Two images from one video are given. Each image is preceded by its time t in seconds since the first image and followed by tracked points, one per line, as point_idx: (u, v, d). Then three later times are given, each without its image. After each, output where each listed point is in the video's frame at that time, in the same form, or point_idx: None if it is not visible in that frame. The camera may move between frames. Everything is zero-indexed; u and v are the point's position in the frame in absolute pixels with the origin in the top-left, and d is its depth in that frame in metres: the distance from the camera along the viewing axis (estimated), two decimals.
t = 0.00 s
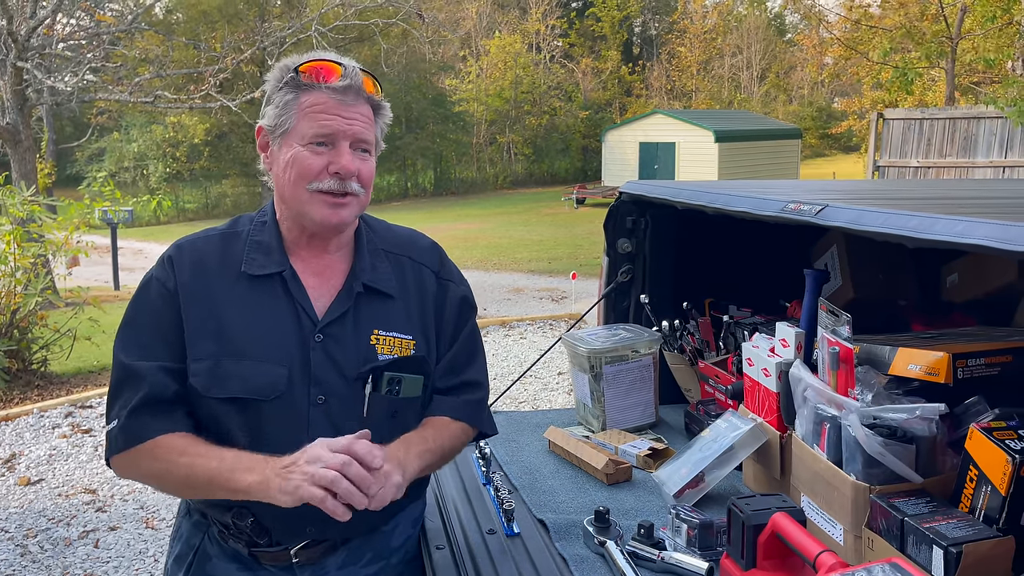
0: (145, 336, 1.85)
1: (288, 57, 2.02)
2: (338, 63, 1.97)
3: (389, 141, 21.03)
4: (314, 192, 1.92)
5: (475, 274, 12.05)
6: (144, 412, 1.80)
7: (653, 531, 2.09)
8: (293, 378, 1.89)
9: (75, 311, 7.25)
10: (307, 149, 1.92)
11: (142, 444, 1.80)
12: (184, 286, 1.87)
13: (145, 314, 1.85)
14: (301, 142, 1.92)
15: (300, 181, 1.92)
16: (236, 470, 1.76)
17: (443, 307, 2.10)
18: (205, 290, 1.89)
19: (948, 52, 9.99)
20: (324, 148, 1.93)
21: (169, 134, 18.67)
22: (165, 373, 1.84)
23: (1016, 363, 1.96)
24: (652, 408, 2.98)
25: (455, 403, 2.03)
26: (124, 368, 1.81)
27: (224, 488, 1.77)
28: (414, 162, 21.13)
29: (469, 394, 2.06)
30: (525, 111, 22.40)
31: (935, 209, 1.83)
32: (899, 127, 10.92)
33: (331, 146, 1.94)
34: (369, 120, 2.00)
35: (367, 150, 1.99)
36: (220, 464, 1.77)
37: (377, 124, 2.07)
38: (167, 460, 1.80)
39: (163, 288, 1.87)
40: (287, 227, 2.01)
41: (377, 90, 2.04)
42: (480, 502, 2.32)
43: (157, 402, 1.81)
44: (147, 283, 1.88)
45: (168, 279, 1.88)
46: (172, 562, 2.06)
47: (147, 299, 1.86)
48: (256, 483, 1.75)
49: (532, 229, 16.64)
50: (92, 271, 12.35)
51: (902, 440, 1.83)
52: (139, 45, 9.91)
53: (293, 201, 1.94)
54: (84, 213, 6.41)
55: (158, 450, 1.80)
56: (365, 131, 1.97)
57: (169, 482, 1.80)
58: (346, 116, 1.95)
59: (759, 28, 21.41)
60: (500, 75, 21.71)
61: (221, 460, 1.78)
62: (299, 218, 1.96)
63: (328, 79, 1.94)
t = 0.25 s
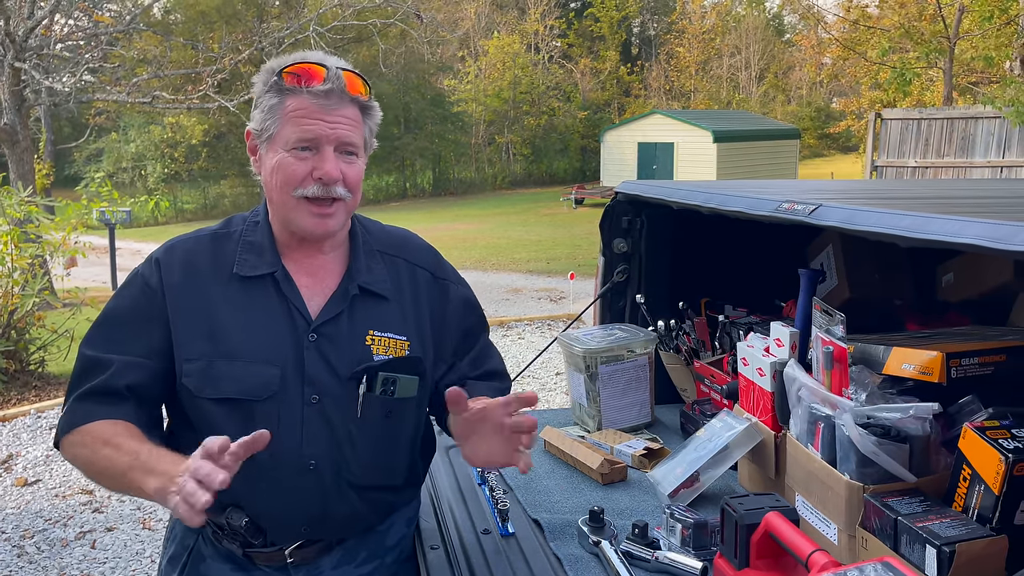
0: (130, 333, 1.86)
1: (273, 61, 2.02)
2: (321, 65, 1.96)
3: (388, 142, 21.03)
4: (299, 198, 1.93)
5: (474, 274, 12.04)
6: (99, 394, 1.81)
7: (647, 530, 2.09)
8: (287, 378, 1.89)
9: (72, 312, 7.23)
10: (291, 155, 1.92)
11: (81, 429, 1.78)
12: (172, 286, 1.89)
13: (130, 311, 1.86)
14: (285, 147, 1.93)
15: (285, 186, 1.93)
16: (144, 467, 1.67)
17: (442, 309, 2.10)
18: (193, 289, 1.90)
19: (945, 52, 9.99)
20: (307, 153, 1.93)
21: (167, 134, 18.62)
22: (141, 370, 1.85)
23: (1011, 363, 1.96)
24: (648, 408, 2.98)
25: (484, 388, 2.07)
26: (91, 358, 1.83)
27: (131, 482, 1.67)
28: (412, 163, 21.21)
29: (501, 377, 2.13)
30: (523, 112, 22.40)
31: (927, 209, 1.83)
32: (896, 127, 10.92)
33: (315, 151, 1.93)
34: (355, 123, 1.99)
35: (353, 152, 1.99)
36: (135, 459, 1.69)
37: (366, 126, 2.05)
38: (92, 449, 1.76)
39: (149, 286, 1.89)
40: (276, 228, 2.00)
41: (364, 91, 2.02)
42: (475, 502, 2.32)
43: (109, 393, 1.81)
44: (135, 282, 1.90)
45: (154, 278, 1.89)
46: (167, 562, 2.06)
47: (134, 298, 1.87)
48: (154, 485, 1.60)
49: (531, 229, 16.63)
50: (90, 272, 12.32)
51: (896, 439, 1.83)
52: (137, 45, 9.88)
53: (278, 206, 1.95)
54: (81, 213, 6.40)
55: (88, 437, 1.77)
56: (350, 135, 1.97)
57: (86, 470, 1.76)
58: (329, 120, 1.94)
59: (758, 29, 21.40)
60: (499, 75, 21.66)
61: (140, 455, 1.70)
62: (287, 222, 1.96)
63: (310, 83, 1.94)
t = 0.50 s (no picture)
0: (125, 336, 1.87)
1: (256, 61, 2.02)
2: (296, 64, 1.94)
3: (386, 141, 20.99)
4: (282, 197, 1.94)
5: (473, 274, 12.04)
6: (93, 395, 1.82)
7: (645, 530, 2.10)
8: (284, 378, 1.89)
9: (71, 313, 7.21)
10: (271, 156, 1.94)
11: (62, 433, 1.77)
12: (168, 287, 1.89)
13: (126, 313, 1.87)
14: (265, 149, 1.95)
15: (268, 187, 1.95)
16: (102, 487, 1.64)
17: (442, 308, 2.10)
18: (189, 290, 1.90)
19: (944, 52, 10.00)
20: (286, 153, 1.94)
21: (165, 134, 18.60)
22: (134, 372, 1.85)
23: (1008, 362, 1.96)
24: (646, 408, 2.97)
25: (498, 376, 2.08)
26: (86, 359, 1.84)
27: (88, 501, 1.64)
28: (411, 163, 21.14)
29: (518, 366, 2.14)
30: (522, 112, 22.41)
31: (924, 208, 1.83)
32: (895, 127, 10.93)
33: (293, 150, 1.94)
34: (336, 120, 1.98)
35: (335, 149, 1.98)
36: (91, 479, 1.67)
37: (352, 121, 2.04)
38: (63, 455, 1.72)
39: (145, 287, 1.90)
40: (269, 228, 2.02)
41: (346, 87, 2.00)
42: (473, 502, 2.32)
43: (101, 393, 1.82)
44: (132, 284, 1.91)
45: (150, 280, 1.90)
46: (165, 563, 2.06)
47: (130, 300, 1.88)
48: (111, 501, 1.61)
49: (530, 229, 16.63)
50: (88, 272, 12.29)
51: (893, 439, 1.83)
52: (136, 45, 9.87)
53: (265, 206, 1.97)
54: (80, 214, 6.40)
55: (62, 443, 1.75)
56: (330, 132, 1.96)
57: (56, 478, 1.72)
58: (305, 118, 1.94)
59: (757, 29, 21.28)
60: (498, 75, 21.75)
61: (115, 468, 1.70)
62: (276, 223, 1.98)
63: (285, 82, 1.93)
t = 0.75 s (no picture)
0: (126, 337, 1.87)
1: (252, 59, 2.03)
2: (292, 57, 1.95)
3: (385, 141, 20.94)
4: (282, 192, 1.93)
5: (473, 273, 12.03)
6: (96, 397, 1.82)
7: (646, 529, 2.10)
8: (283, 378, 1.88)
9: (70, 312, 7.21)
10: (268, 150, 1.94)
11: (67, 435, 1.77)
12: (168, 287, 1.89)
13: (125, 314, 1.87)
14: (262, 143, 1.94)
15: (266, 182, 1.94)
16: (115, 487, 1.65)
17: (440, 308, 2.10)
18: (189, 289, 1.90)
19: (943, 51, 9.99)
20: (283, 146, 1.94)
21: (164, 134, 18.58)
22: (135, 373, 1.85)
23: (1010, 360, 1.96)
24: (646, 406, 2.97)
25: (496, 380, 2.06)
26: (87, 361, 1.84)
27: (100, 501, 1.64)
28: (410, 162, 21.13)
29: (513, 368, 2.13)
30: (522, 111, 22.42)
31: (926, 206, 1.83)
32: (894, 125, 10.94)
33: (290, 143, 1.94)
34: (333, 113, 1.98)
35: (332, 143, 1.98)
36: (101, 480, 1.67)
37: (349, 116, 2.05)
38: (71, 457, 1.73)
39: (145, 288, 1.89)
40: (268, 227, 2.01)
41: (342, 82, 2.01)
42: (473, 500, 2.33)
43: (104, 396, 1.82)
44: (131, 284, 1.90)
45: (150, 280, 1.90)
46: (164, 562, 2.06)
47: (129, 301, 1.88)
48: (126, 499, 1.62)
49: (529, 228, 16.63)
50: (87, 272, 12.29)
51: (894, 437, 1.84)
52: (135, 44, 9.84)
53: (264, 202, 1.96)
54: (79, 213, 6.39)
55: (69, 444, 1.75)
56: (327, 124, 1.96)
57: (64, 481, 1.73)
58: (301, 112, 1.94)
59: (755, 28, 21.22)
60: (497, 74, 21.75)
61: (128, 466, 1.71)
62: (275, 219, 1.98)
63: (280, 76, 1.93)
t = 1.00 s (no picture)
0: (126, 336, 1.86)
1: (250, 59, 2.03)
2: (292, 56, 1.94)
3: (385, 140, 20.93)
4: (282, 190, 1.93)
5: (472, 272, 12.04)
6: (97, 397, 1.81)
7: (647, 527, 2.09)
8: (284, 377, 1.88)
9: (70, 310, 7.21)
10: (269, 148, 1.93)
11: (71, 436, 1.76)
12: (168, 286, 1.88)
13: (124, 313, 1.87)
14: (263, 142, 1.94)
15: (267, 181, 1.93)
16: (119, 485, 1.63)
17: (440, 307, 2.09)
18: (190, 288, 1.90)
19: (942, 50, 9.98)
20: (285, 145, 1.93)
21: (163, 133, 18.56)
22: (135, 373, 1.84)
23: (1011, 358, 1.96)
24: (647, 404, 2.97)
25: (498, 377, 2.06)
26: (88, 361, 1.83)
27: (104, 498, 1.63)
28: (410, 161, 21.14)
29: (512, 367, 2.11)
30: (521, 109, 22.42)
31: (929, 203, 1.82)
32: (893, 124, 10.94)
33: (291, 142, 1.93)
34: (333, 112, 1.98)
35: (332, 141, 1.98)
36: (104, 479, 1.66)
37: (349, 115, 2.04)
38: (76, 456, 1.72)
39: (145, 287, 1.89)
40: (268, 225, 2.01)
41: (342, 80, 2.01)
42: (474, 498, 2.33)
43: (106, 396, 1.81)
44: (131, 284, 1.90)
45: (150, 280, 1.90)
46: (166, 561, 2.06)
47: (129, 301, 1.88)
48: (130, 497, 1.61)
49: (529, 227, 16.63)
50: (86, 271, 12.29)
51: (895, 435, 1.84)
52: (135, 43, 9.83)
53: (264, 201, 1.96)
54: (79, 212, 6.38)
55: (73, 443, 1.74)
56: (327, 123, 1.96)
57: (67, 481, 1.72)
58: (302, 111, 1.93)
59: (755, 26, 21.28)
60: (496, 73, 21.75)
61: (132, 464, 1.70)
62: (276, 218, 1.97)
63: (281, 75, 1.93)
